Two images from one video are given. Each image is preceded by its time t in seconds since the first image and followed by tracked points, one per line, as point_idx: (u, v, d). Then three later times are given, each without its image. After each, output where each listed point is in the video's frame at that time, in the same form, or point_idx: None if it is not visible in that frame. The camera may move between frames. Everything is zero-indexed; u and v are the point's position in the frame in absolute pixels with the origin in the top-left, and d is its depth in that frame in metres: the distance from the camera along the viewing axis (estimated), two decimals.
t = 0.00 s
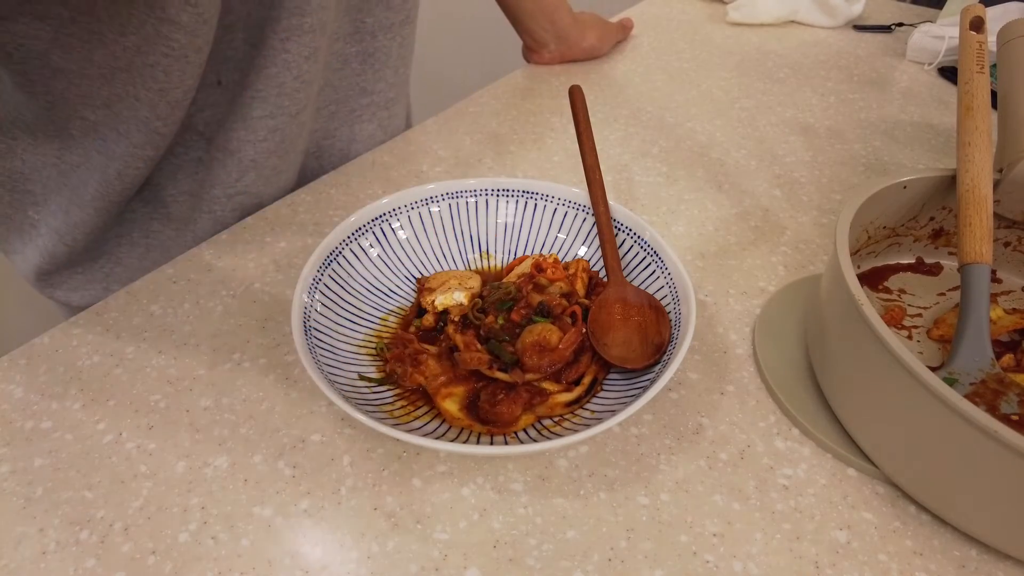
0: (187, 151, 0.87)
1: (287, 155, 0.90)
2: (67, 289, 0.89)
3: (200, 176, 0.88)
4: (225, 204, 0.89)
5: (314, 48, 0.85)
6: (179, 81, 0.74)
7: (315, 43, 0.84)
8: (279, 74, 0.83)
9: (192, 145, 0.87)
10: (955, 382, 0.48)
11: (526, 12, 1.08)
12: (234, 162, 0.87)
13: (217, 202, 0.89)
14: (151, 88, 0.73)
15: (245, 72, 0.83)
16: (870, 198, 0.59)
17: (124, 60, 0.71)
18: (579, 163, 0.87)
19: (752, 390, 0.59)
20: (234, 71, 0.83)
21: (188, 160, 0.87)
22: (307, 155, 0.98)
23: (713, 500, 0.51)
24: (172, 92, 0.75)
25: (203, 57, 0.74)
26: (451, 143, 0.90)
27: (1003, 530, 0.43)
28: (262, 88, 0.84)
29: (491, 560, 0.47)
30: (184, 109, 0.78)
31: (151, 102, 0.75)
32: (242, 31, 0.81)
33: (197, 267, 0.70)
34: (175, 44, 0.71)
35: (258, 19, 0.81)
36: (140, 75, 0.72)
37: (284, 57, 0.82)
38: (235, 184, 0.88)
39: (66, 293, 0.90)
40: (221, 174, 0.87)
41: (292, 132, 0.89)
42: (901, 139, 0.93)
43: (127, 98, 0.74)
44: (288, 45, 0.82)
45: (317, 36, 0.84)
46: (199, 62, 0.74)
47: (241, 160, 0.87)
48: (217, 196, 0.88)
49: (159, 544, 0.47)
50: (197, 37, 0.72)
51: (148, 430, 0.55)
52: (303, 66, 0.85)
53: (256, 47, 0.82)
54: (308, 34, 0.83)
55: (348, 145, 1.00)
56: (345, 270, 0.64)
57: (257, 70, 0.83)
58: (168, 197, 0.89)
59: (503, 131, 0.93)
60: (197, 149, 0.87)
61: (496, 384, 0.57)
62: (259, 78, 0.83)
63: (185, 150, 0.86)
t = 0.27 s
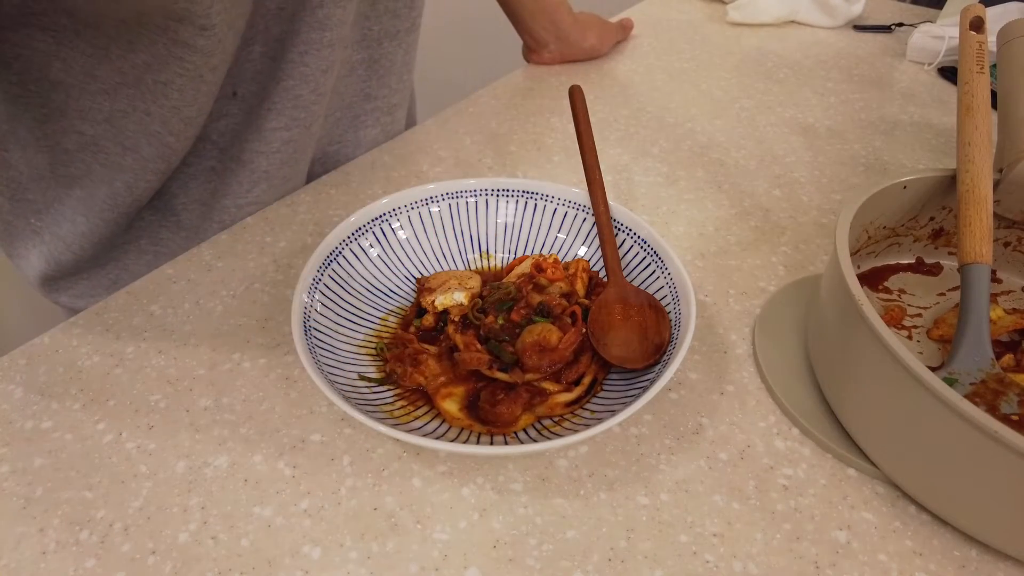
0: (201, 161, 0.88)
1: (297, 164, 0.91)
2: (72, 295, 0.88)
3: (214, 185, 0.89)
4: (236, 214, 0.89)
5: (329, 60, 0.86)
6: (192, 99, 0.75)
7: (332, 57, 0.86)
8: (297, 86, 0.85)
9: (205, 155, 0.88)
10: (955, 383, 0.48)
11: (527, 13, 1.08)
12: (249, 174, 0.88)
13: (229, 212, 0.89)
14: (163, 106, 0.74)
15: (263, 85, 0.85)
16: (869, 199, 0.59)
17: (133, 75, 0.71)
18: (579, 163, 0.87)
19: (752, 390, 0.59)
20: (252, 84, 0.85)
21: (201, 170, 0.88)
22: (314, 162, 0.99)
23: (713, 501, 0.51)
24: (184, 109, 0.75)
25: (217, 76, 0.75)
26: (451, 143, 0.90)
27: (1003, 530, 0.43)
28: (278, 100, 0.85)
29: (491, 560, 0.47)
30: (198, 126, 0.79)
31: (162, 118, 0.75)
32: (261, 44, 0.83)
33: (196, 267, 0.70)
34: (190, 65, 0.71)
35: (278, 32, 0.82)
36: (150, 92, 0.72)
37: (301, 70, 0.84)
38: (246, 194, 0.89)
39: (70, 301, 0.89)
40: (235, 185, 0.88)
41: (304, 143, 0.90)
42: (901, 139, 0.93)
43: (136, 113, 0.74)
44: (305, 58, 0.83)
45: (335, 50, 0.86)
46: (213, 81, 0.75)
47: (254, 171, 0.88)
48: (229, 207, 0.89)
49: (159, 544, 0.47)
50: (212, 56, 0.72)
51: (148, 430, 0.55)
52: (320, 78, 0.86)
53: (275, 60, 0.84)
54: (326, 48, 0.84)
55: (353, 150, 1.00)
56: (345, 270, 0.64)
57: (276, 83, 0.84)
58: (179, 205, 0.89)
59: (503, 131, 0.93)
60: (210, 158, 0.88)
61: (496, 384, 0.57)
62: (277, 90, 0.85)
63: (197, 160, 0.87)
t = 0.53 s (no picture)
0: (203, 162, 0.88)
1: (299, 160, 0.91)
2: (75, 298, 0.88)
3: (217, 187, 0.89)
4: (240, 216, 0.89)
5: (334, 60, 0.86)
6: (197, 99, 0.76)
7: (337, 57, 0.86)
8: (302, 87, 0.85)
9: (207, 156, 0.88)
10: (955, 383, 0.48)
11: (528, 13, 1.08)
12: (254, 177, 0.88)
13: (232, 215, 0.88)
14: (168, 107, 0.75)
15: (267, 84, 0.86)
16: (869, 199, 0.59)
17: (134, 78, 0.71)
18: (579, 163, 0.87)
19: (751, 389, 0.59)
20: (255, 84, 0.85)
21: (205, 172, 0.89)
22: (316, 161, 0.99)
23: (713, 501, 0.51)
24: (189, 109, 0.77)
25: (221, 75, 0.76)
26: (451, 143, 0.90)
27: (1003, 530, 0.43)
28: (283, 100, 0.85)
29: (491, 560, 0.47)
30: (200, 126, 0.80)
31: (165, 119, 0.76)
32: (264, 44, 0.83)
33: (196, 267, 0.70)
34: (196, 64, 0.73)
35: (282, 33, 0.83)
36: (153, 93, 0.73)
37: (306, 71, 0.84)
38: (249, 197, 0.89)
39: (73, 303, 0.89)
40: (239, 187, 0.88)
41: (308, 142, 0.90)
42: (901, 139, 0.93)
43: (135, 116, 0.74)
44: (310, 58, 0.84)
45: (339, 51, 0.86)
46: (218, 80, 0.77)
47: (258, 172, 0.88)
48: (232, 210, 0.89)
49: (159, 544, 0.47)
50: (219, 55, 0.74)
51: (148, 430, 0.55)
52: (325, 79, 0.87)
53: (279, 60, 0.85)
54: (331, 48, 0.85)
55: (355, 150, 1.00)
56: (345, 270, 0.64)
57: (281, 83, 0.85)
58: (182, 208, 0.89)
59: (503, 131, 0.93)
60: (213, 159, 0.88)
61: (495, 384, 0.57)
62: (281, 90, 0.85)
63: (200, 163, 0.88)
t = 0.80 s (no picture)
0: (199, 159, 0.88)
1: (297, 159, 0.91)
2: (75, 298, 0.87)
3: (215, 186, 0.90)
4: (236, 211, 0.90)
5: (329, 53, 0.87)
6: (189, 83, 0.77)
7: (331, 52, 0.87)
8: (297, 80, 0.86)
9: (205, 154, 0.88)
10: (955, 383, 0.48)
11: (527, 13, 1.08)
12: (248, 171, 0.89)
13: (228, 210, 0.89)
14: (160, 91, 0.76)
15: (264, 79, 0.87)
16: (869, 199, 0.59)
17: (128, 62, 0.72)
18: (579, 163, 0.87)
19: (752, 390, 0.59)
20: (251, 81, 0.87)
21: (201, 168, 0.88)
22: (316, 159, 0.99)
23: (713, 500, 0.51)
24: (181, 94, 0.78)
25: (214, 62, 0.78)
26: (451, 143, 0.90)
27: (1004, 530, 0.43)
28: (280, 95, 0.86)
29: (491, 560, 0.47)
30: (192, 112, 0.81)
31: (157, 104, 0.76)
32: (258, 38, 0.84)
33: (196, 267, 0.70)
34: (188, 47, 0.75)
35: (275, 26, 0.84)
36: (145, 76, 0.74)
37: (301, 64, 0.85)
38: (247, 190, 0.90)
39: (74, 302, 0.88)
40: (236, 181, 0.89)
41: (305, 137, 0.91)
42: (901, 139, 0.93)
43: (128, 103, 0.74)
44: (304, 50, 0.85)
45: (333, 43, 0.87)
46: (210, 67, 0.78)
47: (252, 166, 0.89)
48: (229, 203, 0.89)
49: (159, 544, 0.47)
50: (212, 41, 0.76)
51: (148, 430, 0.55)
52: (320, 71, 0.88)
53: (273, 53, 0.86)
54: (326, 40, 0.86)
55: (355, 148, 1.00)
56: (345, 270, 0.64)
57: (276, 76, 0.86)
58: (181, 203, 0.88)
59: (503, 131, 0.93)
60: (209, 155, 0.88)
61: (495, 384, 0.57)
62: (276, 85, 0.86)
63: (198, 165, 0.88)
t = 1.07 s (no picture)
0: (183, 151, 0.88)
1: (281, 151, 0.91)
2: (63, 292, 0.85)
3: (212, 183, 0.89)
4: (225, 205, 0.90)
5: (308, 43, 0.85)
6: (175, 79, 0.76)
7: (308, 38, 0.85)
8: (274, 70, 0.85)
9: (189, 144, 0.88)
10: (955, 383, 0.48)
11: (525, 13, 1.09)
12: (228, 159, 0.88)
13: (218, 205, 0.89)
14: (147, 88, 0.75)
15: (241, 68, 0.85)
16: (869, 199, 0.59)
17: (113, 60, 0.71)
18: (578, 162, 0.87)
19: (751, 389, 0.59)
20: (229, 69, 0.85)
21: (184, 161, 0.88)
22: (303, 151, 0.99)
23: (712, 500, 0.51)
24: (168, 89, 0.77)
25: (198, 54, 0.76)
26: (451, 143, 0.90)
27: (1003, 530, 0.43)
28: (256, 83, 0.85)
29: (491, 559, 0.47)
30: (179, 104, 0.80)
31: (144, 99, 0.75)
32: (235, 28, 0.83)
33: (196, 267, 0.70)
34: (171, 43, 0.73)
35: (252, 17, 0.82)
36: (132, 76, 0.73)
37: (277, 53, 0.84)
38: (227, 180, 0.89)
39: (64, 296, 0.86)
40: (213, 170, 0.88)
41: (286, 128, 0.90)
42: (901, 139, 0.93)
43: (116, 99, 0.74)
44: (276, 40, 0.83)
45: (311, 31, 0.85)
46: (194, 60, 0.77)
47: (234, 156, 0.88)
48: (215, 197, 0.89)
49: (159, 544, 0.47)
50: (193, 32, 0.74)
51: (148, 430, 0.55)
52: (296, 61, 0.86)
53: (251, 44, 0.84)
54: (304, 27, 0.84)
55: (346, 142, 1.00)
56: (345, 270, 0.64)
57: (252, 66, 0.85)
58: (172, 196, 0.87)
59: (503, 131, 0.93)
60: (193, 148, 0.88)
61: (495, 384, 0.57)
62: (252, 73, 0.85)
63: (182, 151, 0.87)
